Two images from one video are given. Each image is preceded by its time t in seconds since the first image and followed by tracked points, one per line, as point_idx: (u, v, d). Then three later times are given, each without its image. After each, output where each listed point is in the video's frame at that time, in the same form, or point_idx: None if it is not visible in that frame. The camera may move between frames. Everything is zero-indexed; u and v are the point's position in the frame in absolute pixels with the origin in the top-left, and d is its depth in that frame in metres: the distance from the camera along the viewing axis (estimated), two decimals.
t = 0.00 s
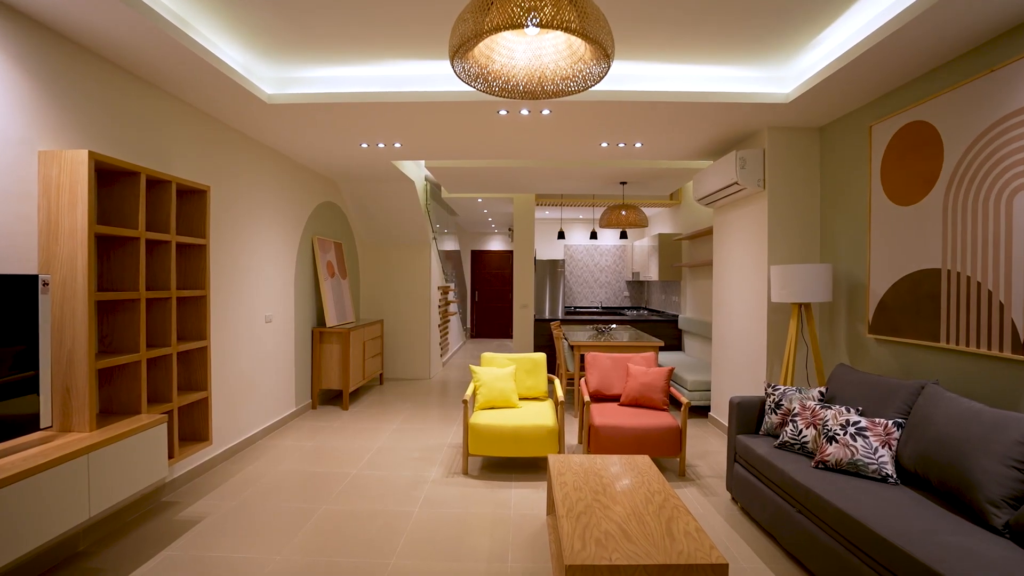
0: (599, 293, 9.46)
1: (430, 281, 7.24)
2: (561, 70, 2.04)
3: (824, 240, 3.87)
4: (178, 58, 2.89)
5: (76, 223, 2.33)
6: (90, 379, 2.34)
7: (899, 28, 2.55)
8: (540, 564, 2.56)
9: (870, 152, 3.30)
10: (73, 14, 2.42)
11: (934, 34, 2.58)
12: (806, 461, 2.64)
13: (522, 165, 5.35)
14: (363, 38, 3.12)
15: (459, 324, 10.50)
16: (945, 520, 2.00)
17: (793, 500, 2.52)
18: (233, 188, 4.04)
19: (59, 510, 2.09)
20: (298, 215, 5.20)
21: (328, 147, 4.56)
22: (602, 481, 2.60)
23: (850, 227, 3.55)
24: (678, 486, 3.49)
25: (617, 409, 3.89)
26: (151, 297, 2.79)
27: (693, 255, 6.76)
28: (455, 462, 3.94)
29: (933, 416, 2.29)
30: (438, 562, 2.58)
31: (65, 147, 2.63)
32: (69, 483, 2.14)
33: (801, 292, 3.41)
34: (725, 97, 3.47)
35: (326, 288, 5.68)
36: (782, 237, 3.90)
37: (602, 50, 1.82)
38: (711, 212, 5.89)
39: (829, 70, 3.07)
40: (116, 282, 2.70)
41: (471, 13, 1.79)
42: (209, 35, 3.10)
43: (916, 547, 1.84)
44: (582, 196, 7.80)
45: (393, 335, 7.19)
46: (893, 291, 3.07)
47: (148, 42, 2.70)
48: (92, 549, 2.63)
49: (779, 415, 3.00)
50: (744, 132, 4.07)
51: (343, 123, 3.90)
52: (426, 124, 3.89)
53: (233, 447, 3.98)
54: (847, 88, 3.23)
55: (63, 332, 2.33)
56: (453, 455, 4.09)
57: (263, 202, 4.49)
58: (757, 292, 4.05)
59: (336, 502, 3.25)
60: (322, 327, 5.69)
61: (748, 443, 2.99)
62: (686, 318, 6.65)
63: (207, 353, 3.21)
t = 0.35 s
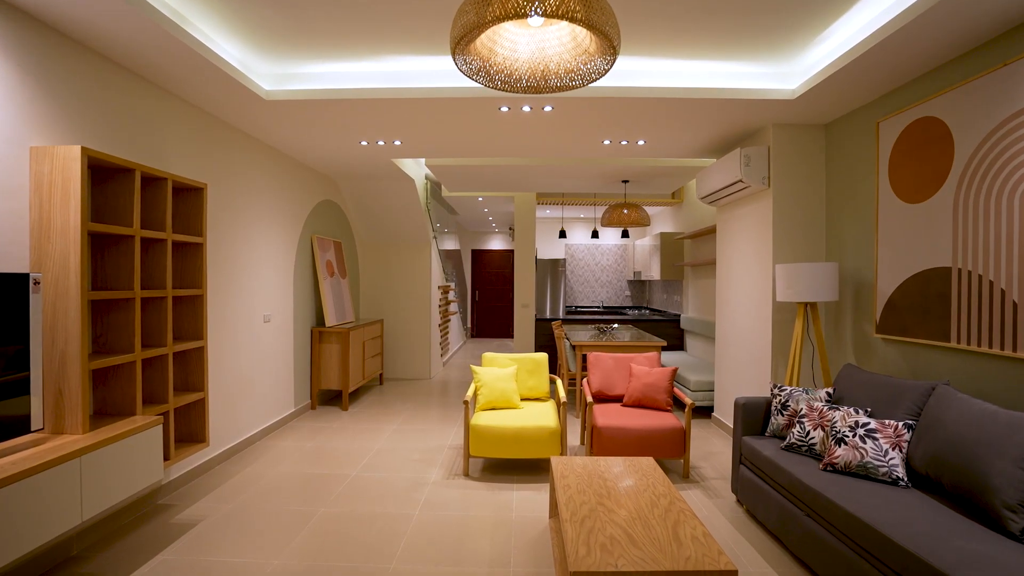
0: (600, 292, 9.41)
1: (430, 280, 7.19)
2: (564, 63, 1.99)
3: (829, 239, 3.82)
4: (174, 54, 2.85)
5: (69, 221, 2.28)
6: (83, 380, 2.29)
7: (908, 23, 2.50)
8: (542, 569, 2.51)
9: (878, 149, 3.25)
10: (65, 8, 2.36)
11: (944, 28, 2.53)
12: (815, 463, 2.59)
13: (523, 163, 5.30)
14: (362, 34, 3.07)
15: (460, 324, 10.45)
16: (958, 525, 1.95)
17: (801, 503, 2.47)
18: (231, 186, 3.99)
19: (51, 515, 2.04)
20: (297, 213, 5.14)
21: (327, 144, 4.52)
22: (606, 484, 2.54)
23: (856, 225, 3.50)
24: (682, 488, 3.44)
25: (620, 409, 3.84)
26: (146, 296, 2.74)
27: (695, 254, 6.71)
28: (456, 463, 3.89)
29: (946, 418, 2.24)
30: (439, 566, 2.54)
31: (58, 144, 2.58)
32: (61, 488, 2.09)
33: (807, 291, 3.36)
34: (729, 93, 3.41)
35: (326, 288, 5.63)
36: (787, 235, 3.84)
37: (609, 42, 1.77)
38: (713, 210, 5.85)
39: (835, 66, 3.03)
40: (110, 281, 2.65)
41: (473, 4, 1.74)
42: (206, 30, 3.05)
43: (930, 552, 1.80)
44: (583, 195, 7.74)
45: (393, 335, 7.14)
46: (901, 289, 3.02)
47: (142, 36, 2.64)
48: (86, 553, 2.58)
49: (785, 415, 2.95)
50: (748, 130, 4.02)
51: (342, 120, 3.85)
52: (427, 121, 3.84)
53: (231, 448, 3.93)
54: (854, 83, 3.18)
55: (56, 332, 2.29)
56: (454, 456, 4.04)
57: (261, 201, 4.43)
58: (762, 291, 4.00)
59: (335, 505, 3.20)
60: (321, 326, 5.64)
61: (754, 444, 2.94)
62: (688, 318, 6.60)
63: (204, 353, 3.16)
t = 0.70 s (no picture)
0: (601, 291, 9.37)
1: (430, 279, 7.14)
2: (567, 55, 1.94)
3: (835, 237, 3.78)
4: (169, 48, 2.79)
5: (60, 217, 2.24)
6: (75, 380, 2.24)
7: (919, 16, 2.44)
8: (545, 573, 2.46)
9: (884, 145, 3.21)
10: None
11: (956, 21, 2.47)
12: (821, 465, 2.54)
13: (524, 161, 5.25)
14: (362, 28, 3.03)
15: (460, 324, 10.39)
16: (972, 531, 1.90)
17: (809, 506, 2.42)
18: (228, 183, 3.93)
19: (41, 520, 1.98)
20: (296, 212, 5.10)
21: (326, 142, 4.47)
22: (609, 486, 2.49)
23: (862, 223, 3.45)
24: (686, 489, 3.40)
25: (623, 410, 3.79)
26: (141, 295, 2.69)
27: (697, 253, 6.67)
28: (456, 465, 3.85)
29: (958, 419, 2.19)
30: (439, 570, 2.49)
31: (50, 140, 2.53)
32: (52, 491, 2.03)
33: (813, 290, 3.31)
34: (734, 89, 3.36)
35: (324, 287, 5.58)
36: (792, 234, 3.79)
37: (614, 32, 1.72)
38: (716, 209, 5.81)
39: (843, 61, 2.97)
40: (104, 280, 2.60)
41: None
42: (202, 24, 3.00)
43: (945, 558, 1.74)
44: (584, 194, 7.70)
45: (393, 334, 7.10)
46: (909, 288, 2.97)
47: (136, 30, 2.59)
48: (78, 558, 2.53)
49: (791, 417, 2.90)
50: (753, 127, 3.96)
51: (341, 117, 3.80)
52: (427, 118, 3.79)
53: (229, 449, 3.88)
54: (861, 79, 3.13)
55: (48, 332, 2.24)
56: (454, 457, 3.99)
57: (259, 199, 4.38)
58: (766, 291, 3.95)
59: (334, 507, 3.16)
60: (320, 326, 5.59)
61: (760, 446, 2.89)
62: (690, 317, 6.56)
63: (201, 353, 3.12)
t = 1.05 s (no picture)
0: (601, 290, 9.31)
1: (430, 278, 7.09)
2: (571, 45, 1.89)
3: (841, 235, 3.71)
4: (163, 41, 2.73)
5: (49, 213, 2.18)
6: (64, 381, 2.19)
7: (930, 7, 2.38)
8: None
9: (892, 141, 3.14)
10: None
11: (968, 12, 2.41)
12: (830, 467, 2.48)
13: (524, 159, 5.19)
14: (359, 22, 2.97)
15: (460, 323, 10.34)
16: (989, 537, 1.83)
17: (817, 509, 2.36)
18: (223, 181, 3.87)
19: (29, 525, 1.93)
20: (293, 210, 5.03)
21: (324, 139, 4.42)
22: (612, 489, 2.44)
23: (869, 220, 3.39)
24: (690, 491, 3.34)
25: (625, 411, 3.73)
26: (133, 293, 2.63)
27: (699, 251, 6.62)
28: (456, 466, 3.79)
29: (972, 421, 2.12)
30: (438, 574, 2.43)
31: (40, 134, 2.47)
32: (41, 496, 1.98)
33: (819, 288, 3.25)
34: (739, 84, 3.30)
35: (323, 286, 5.52)
36: (798, 232, 3.74)
37: (622, 20, 1.67)
38: (718, 207, 5.76)
39: (850, 55, 2.91)
40: (95, 278, 2.55)
41: None
42: (197, 17, 2.93)
43: (961, 565, 1.68)
44: (585, 192, 7.64)
45: (393, 334, 7.04)
46: (918, 286, 2.91)
47: (127, 22, 2.53)
48: (68, 563, 2.47)
49: (798, 418, 2.84)
50: (757, 122, 3.90)
51: (339, 112, 3.74)
52: (426, 113, 3.73)
53: (225, 451, 3.82)
54: (869, 73, 3.06)
55: (36, 332, 2.18)
56: (454, 458, 3.93)
57: (256, 196, 4.32)
58: (770, 290, 3.89)
59: (331, 509, 3.10)
60: (319, 325, 5.53)
61: (765, 447, 2.83)
62: (692, 317, 6.50)
63: (196, 353, 3.06)
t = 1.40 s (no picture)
0: (602, 290, 9.26)
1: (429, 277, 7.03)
2: (572, 35, 1.84)
3: (846, 233, 3.66)
4: (153, 34, 2.66)
5: (35, 209, 2.12)
6: (51, 383, 2.13)
7: None
8: None
9: (899, 137, 3.08)
10: None
11: (980, 4, 2.34)
12: (837, 470, 2.42)
13: (524, 156, 5.13)
14: (355, 15, 2.90)
15: (460, 323, 10.28)
16: (1005, 543, 1.77)
17: (824, 514, 2.30)
18: (218, 179, 3.81)
19: (13, 532, 1.87)
20: (290, 208, 4.97)
21: (320, 136, 4.35)
22: (615, 493, 2.38)
23: (875, 218, 3.33)
24: (693, 494, 3.28)
25: (626, 412, 3.67)
26: (124, 292, 2.57)
27: (700, 250, 6.57)
28: (455, 468, 3.73)
29: (984, 423, 2.07)
30: None
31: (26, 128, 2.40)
32: (26, 501, 1.92)
33: (824, 287, 3.19)
34: (744, 78, 3.23)
35: (321, 285, 5.47)
36: (802, 230, 3.68)
37: (624, 11, 1.62)
38: (720, 205, 5.70)
39: (857, 48, 2.84)
40: (85, 276, 2.49)
41: None
42: (189, 11, 2.87)
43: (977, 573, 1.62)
44: (585, 190, 7.57)
45: (392, 333, 6.98)
46: (926, 285, 2.85)
47: (118, 15, 2.46)
48: (57, 569, 2.41)
49: (803, 419, 2.78)
50: (761, 119, 3.84)
51: (336, 109, 3.68)
52: (424, 109, 3.67)
53: (220, 453, 3.76)
54: (876, 68, 3.00)
55: (21, 331, 2.12)
56: (453, 460, 3.87)
57: (251, 194, 4.25)
58: (774, 288, 3.83)
59: (328, 513, 3.04)
60: (316, 325, 5.47)
61: (770, 449, 2.78)
62: (694, 316, 6.45)
63: (189, 353, 3.00)
